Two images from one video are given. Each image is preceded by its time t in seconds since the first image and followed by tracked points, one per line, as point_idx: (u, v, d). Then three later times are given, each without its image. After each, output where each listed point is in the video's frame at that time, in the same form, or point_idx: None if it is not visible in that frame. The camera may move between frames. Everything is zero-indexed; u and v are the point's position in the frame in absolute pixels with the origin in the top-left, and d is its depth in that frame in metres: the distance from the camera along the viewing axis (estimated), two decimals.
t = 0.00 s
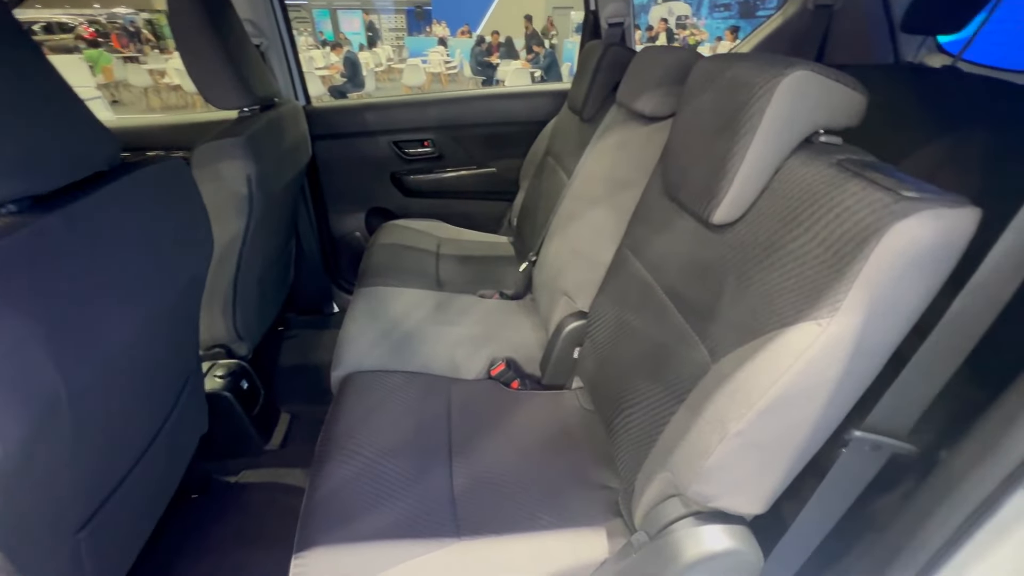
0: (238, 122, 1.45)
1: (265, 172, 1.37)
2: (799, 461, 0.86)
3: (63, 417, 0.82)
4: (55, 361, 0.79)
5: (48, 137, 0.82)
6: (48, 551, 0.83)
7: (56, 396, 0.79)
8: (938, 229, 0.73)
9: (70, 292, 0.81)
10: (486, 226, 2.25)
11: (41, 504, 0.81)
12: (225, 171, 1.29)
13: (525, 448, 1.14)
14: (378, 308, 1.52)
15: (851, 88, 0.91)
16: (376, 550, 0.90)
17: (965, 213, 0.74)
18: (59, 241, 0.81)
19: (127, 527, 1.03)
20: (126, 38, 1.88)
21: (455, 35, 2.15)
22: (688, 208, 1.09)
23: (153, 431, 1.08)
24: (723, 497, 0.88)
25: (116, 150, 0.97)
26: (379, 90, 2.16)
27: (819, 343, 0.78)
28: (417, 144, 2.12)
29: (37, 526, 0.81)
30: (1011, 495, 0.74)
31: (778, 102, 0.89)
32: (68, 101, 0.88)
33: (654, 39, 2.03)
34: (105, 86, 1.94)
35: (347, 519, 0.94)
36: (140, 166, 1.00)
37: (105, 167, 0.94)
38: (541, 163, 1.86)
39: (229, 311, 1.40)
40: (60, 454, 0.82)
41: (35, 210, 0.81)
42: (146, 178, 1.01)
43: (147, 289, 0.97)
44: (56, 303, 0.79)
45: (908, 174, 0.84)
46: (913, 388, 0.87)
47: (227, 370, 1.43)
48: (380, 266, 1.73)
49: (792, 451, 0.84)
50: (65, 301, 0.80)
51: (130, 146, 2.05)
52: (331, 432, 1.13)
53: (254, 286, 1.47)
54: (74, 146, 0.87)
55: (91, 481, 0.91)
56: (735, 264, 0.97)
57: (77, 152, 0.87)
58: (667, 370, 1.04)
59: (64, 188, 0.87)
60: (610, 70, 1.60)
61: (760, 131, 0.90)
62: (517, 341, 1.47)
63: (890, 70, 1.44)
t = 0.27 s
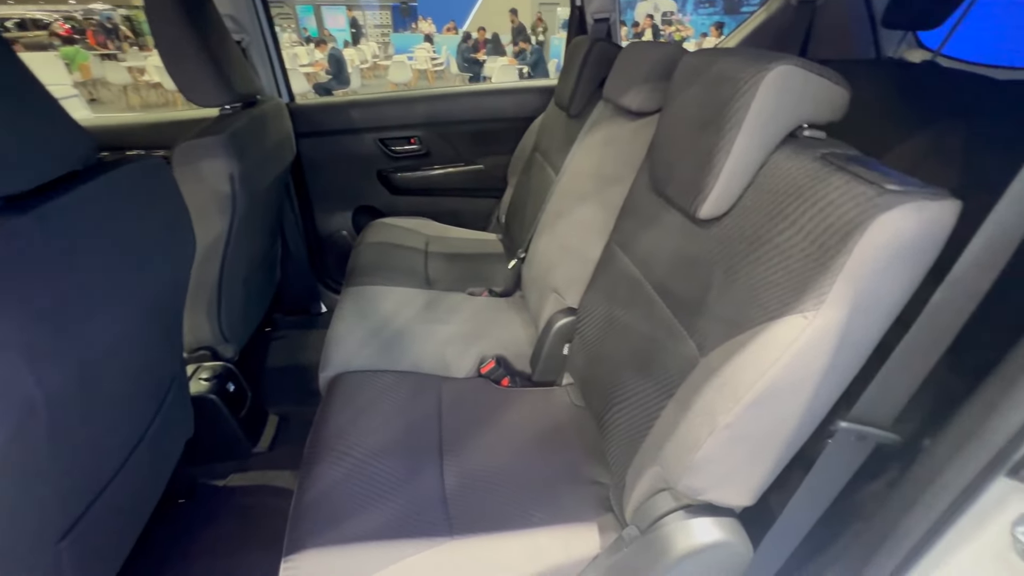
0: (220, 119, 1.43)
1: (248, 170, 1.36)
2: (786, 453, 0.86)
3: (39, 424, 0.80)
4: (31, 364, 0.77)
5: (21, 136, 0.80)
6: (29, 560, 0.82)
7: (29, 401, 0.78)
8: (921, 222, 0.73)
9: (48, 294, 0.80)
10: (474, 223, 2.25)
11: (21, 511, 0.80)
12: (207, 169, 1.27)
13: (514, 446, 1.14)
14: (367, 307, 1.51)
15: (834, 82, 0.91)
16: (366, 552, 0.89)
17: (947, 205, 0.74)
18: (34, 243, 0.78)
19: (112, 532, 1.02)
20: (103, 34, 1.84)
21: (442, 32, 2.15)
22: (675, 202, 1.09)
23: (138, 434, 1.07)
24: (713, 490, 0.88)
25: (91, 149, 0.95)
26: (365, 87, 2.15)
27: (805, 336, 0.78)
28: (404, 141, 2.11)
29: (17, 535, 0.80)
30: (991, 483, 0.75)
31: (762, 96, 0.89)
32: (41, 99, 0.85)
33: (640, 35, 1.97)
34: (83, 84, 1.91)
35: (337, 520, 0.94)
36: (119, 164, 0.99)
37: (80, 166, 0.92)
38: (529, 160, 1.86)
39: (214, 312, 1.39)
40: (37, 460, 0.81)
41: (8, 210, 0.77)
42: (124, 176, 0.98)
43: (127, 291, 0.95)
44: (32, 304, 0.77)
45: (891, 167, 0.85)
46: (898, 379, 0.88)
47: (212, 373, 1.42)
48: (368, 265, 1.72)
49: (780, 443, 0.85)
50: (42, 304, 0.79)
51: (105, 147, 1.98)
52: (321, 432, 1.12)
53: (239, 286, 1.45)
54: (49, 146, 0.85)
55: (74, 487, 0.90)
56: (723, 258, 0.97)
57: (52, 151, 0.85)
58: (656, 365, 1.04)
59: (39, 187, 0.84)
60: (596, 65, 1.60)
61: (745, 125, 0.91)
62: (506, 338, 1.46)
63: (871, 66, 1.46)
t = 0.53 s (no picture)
0: (202, 117, 1.41)
1: (231, 168, 1.34)
2: (771, 446, 0.87)
3: (19, 430, 0.79)
4: (9, 367, 0.76)
5: None
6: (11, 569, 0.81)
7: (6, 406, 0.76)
8: (899, 218, 0.74)
9: (26, 296, 0.78)
10: (461, 220, 2.24)
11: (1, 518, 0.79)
12: (188, 168, 1.26)
13: (503, 443, 1.14)
14: (356, 306, 1.51)
15: (815, 79, 0.92)
16: (357, 554, 0.89)
17: (925, 201, 0.75)
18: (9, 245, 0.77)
19: (98, 536, 1.00)
20: (78, 31, 1.81)
21: (427, 28, 2.12)
22: (661, 200, 1.10)
23: (123, 438, 1.06)
24: (701, 484, 0.89)
25: (67, 149, 0.94)
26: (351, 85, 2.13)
27: (789, 331, 0.79)
28: (391, 139, 2.10)
29: None
30: (968, 471, 0.76)
31: (745, 93, 0.90)
32: (13, 99, 0.84)
33: (626, 31, 2.04)
34: (59, 82, 1.89)
35: (327, 522, 0.94)
36: (97, 164, 0.97)
37: (56, 166, 0.91)
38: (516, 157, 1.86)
39: (199, 313, 1.37)
40: (17, 466, 0.80)
41: None
42: (103, 176, 0.97)
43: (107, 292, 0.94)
44: (9, 307, 0.76)
45: (871, 164, 0.86)
46: (879, 373, 0.89)
47: (199, 376, 1.40)
48: (356, 264, 1.71)
49: (764, 437, 0.86)
50: (20, 306, 0.77)
51: (84, 146, 1.97)
52: (308, 434, 1.11)
53: (225, 287, 1.44)
54: (23, 147, 0.83)
55: (58, 494, 0.89)
56: (708, 255, 0.98)
57: (23, 150, 0.83)
58: (643, 361, 1.05)
59: (15, 188, 0.83)
60: (581, 62, 1.60)
61: (728, 123, 0.91)
62: (494, 335, 1.47)
63: (853, 62, 1.47)
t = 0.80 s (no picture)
0: (187, 118, 1.40)
1: (217, 169, 1.33)
2: (760, 439, 0.88)
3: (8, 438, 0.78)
4: None
5: None
6: None
7: None
8: (883, 215, 0.75)
9: (10, 300, 0.77)
10: (450, 218, 2.24)
11: None
12: (172, 169, 1.24)
13: (493, 442, 1.14)
14: (347, 307, 1.50)
15: (799, 78, 0.93)
16: (350, 555, 0.89)
17: (905, 198, 0.76)
18: None
19: (88, 541, 0.99)
20: (57, 29, 1.79)
21: (415, 25, 2.14)
22: (649, 198, 1.10)
23: (112, 442, 1.05)
24: (693, 478, 0.89)
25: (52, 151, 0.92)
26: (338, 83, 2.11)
27: (777, 327, 0.80)
28: (380, 138, 2.09)
29: None
30: (950, 459, 0.77)
31: (731, 93, 0.90)
32: None
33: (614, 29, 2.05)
34: (37, 81, 1.85)
35: (320, 523, 0.93)
36: (79, 166, 0.96)
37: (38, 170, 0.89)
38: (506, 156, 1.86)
39: (187, 316, 1.36)
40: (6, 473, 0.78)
41: None
42: (86, 178, 0.95)
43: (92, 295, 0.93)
44: None
45: (854, 161, 0.87)
46: (864, 367, 0.90)
47: (188, 379, 1.39)
48: (345, 264, 1.70)
49: (753, 431, 0.87)
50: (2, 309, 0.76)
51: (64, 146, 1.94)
52: (299, 435, 1.11)
53: (212, 289, 1.43)
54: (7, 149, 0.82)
55: (47, 501, 0.88)
56: (696, 252, 0.99)
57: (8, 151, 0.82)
58: (633, 358, 1.05)
59: None
60: (567, 60, 1.60)
61: (715, 122, 0.92)
62: (484, 334, 1.47)
63: (836, 59, 1.49)
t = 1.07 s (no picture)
0: (174, 118, 1.38)
1: (206, 170, 1.31)
2: (755, 433, 0.89)
3: None
4: None
5: None
6: None
7: None
8: (873, 211, 0.76)
9: None
10: (440, 217, 2.23)
11: None
12: (161, 171, 1.23)
13: (488, 441, 1.14)
14: (340, 308, 1.49)
15: (789, 77, 0.93)
16: (347, 556, 0.88)
17: (894, 194, 0.77)
18: None
19: (81, 547, 0.98)
20: (36, 28, 1.77)
21: (403, 23, 2.12)
22: (643, 196, 1.10)
23: (104, 447, 1.03)
24: (689, 473, 0.90)
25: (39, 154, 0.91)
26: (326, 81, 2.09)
27: (771, 323, 0.81)
28: (371, 137, 2.08)
29: None
30: (938, 451, 0.78)
31: (723, 92, 0.91)
32: None
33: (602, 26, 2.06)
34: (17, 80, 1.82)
35: (318, 524, 0.93)
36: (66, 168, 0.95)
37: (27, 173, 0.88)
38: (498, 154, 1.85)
39: (178, 319, 1.34)
40: None
41: None
42: (73, 180, 0.94)
43: (81, 300, 0.91)
44: None
45: (843, 158, 0.87)
46: (855, 362, 0.91)
47: (179, 382, 1.37)
48: (337, 264, 1.69)
49: (747, 425, 0.87)
50: None
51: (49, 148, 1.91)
52: (294, 437, 1.10)
53: (203, 291, 1.41)
54: None
55: (40, 507, 0.86)
56: (690, 249, 0.99)
57: None
58: (629, 354, 1.06)
59: None
60: (558, 58, 1.60)
61: (708, 121, 0.92)
62: (477, 332, 1.46)
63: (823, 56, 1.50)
